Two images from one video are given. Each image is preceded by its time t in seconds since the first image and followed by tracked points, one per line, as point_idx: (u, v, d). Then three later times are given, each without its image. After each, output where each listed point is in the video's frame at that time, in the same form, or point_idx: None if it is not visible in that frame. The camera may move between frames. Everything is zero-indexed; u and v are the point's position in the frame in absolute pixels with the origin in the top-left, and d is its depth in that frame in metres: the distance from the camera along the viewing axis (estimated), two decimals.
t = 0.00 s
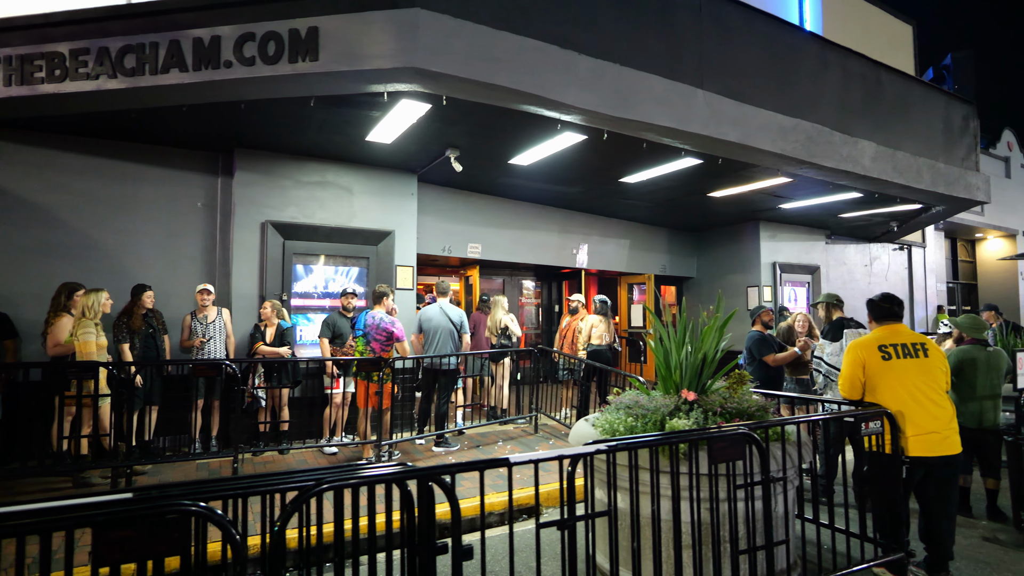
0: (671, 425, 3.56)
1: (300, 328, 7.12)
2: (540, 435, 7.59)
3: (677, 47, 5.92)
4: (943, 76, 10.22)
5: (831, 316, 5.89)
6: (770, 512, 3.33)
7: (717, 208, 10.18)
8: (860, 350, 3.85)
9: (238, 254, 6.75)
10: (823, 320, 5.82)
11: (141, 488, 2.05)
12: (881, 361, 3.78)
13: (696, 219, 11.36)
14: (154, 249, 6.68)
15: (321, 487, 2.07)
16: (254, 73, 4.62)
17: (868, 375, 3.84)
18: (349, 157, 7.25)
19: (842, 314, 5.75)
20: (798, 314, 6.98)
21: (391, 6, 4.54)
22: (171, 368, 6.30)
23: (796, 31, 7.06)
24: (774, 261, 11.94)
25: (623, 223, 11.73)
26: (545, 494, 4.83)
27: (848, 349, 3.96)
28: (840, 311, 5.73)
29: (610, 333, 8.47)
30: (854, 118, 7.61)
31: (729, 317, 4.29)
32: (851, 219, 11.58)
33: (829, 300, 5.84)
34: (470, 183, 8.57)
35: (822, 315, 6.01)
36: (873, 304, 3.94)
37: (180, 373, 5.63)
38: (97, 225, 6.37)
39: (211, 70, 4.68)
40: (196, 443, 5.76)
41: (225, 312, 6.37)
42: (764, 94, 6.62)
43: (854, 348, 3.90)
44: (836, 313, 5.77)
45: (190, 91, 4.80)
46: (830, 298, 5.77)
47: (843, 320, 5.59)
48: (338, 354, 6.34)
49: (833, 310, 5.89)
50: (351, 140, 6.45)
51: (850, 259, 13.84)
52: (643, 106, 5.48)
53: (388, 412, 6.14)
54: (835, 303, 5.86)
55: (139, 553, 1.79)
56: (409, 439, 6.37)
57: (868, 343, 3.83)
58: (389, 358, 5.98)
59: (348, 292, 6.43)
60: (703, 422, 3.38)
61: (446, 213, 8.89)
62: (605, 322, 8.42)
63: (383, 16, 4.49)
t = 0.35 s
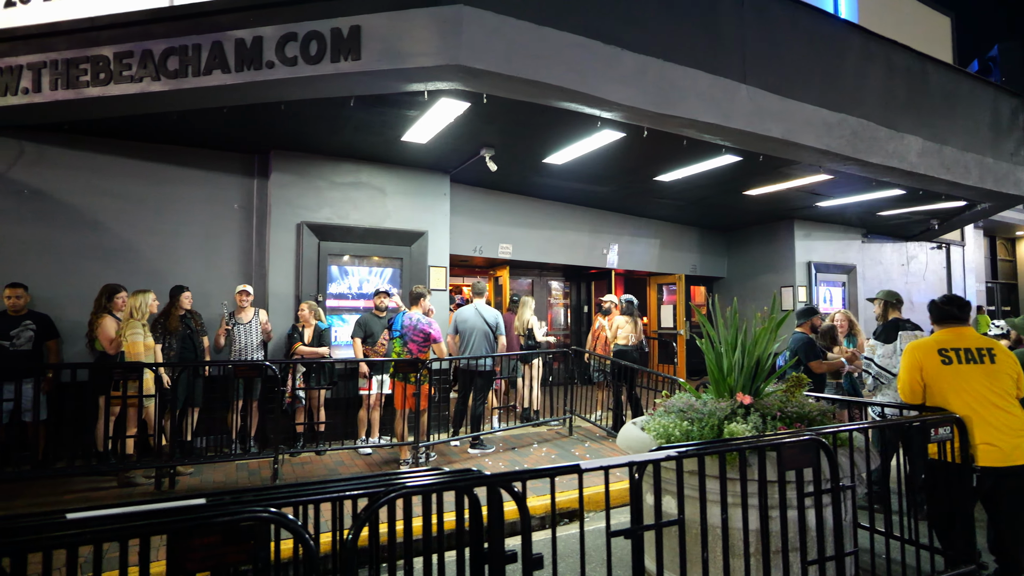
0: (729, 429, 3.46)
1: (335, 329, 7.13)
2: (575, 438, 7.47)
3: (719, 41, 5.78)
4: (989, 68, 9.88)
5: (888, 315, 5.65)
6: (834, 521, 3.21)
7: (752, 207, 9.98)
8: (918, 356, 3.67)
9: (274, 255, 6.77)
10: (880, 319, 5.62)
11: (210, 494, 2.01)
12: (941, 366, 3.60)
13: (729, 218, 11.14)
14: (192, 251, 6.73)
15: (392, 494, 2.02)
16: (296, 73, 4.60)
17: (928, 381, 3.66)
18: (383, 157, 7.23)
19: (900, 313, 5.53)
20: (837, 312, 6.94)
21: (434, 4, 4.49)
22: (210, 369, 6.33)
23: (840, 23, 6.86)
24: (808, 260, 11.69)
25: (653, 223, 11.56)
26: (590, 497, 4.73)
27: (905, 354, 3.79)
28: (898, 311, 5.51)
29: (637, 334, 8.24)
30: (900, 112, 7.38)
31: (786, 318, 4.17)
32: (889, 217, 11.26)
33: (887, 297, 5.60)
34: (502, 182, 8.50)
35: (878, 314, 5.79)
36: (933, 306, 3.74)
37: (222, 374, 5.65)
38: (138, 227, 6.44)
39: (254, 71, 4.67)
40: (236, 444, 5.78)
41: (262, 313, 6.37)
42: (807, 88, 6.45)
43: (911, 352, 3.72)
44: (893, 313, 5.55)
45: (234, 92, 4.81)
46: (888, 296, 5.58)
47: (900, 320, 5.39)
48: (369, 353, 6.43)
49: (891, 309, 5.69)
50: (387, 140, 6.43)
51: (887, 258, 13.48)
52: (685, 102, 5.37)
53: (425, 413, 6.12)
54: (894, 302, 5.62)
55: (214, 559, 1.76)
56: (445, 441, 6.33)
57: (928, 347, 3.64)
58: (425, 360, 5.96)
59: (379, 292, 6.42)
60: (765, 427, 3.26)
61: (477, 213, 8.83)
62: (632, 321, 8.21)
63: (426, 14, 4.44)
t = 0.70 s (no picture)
0: (788, 430, 3.31)
1: (364, 327, 7.07)
2: (607, 438, 7.32)
3: (760, 29, 5.60)
4: None
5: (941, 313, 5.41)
6: (904, 528, 3.03)
7: (784, 202, 9.74)
8: (990, 354, 3.49)
9: (304, 252, 6.72)
10: (931, 319, 5.40)
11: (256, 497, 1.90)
12: (1015, 365, 3.42)
13: (759, 215, 10.90)
14: (222, 249, 6.70)
15: (453, 502, 1.90)
16: (331, 66, 4.53)
17: (999, 381, 3.48)
18: (411, 154, 7.15)
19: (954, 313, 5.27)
20: (877, 308, 6.47)
21: None
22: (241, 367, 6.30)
23: (882, 10, 6.63)
24: (841, 257, 11.39)
25: (680, 220, 11.35)
26: (630, 500, 4.57)
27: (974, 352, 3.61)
28: (953, 309, 5.26)
29: (664, 333, 8.03)
30: (943, 102, 7.12)
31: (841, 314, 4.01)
32: (926, 212, 10.94)
33: (939, 296, 5.34)
34: (530, 179, 8.37)
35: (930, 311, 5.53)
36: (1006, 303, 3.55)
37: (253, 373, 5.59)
38: (169, 225, 6.43)
39: (287, 65, 4.61)
40: (267, 443, 5.72)
41: (291, 309, 6.28)
42: (849, 78, 6.23)
43: (981, 350, 3.54)
44: (948, 311, 5.30)
45: (267, 86, 4.75)
46: (940, 295, 5.31)
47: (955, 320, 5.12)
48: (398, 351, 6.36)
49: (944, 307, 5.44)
50: (416, 136, 6.34)
51: (921, 255, 13.11)
52: (726, 92, 5.20)
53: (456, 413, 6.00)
54: (946, 300, 5.39)
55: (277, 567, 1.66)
56: (477, 441, 6.23)
57: (1001, 345, 3.46)
58: (458, 358, 5.87)
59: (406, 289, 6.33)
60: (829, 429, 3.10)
61: (504, 211, 8.72)
62: (659, 321, 8.04)
63: (462, 4, 4.34)
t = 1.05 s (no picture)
0: (850, 438, 3.16)
1: (390, 328, 6.99)
2: (637, 442, 7.16)
3: (800, 21, 5.42)
4: None
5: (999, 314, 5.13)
6: (981, 544, 2.86)
7: (815, 200, 9.50)
8: None
9: (331, 253, 6.65)
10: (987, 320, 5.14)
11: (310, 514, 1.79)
12: None
13: (787, 213, 10.65)
14: (249, 249, 6.66)
15: (521, 520, 1.76)
16: (364, 63, 4.44)
17: None
18: (437, 154, 7.07)
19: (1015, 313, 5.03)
20: (917, 308, 6.10)
21: None
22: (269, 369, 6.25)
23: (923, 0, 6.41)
24: (873, 256, 11.11)
25: (706, 218, 11.14)
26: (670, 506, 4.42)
27: None
28: (1013, 310, 4.99)
29: (694, 335, 7.85)
30: (988, 95, 6.87)
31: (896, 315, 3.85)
32: (962, 210, 10.62)
33: (1000, 297, 5.02)
34: (556, 177, 8.24)
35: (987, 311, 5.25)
36: None
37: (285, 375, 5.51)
38: (198, 226, 6.41)
39: (320, 62, 4.53)
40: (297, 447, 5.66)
41: (319, 310, 6.22)
42: (891, 71, 6.03)
43: None
44: (1008, 313, 5.03)
45: (299, 85, 4.69)
46: (1000, 296, 5.01)
47: (1009, 321, 4.85)
48: (425, 354, 6.19)
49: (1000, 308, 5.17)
50: (445, 135, 6.25)
51: (954, 254, 12.75)
52: (768, 87, 5.04)
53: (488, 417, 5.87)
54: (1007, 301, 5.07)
55: None
56: (506, 446, 6.11)
57: None
58: (489, 360, 5.76)
59: (432, 290, 6.18)
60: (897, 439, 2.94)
61: (529, 210, 8.60)
62: (688, 323, 7.80)
63: None
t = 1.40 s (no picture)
0: (900, 441, 3.08)
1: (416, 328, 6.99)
2: (665, 443, 7.09)
3: (835, 15, 5.32)
4: None
5: None
6: None
7: (843, 197, 9.32)
8: None
9: (358, 253, 6.66)
10: None
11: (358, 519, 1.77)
12: None
13: (814, 211, 10.47)
14: (278, 249, 6.70)
15: (584, 525, 1.73)
16: (396, 63, 4.42)
17: None
18: (462, 154, 7.05)
19: None
20: (963, 309, 5.84)
21: None
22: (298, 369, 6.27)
23: None
24: (902, 255, 10.89)
25: (730, 217, 11.00)
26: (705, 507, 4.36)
27: None
28: None
29: (721, 334, 7.76)
30: None
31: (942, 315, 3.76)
32: (995, 207, 10.38)
33: None
34: (581, 176, 8.19)
35: None
36: None
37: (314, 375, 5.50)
38: (227, 227, 6.46)
39: (352, 63, 4.53)
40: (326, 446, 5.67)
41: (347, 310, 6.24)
42: (928, 64, 5.89)
43: None
44: None
45: (331, 85, 4.70)
46: None
47: None
48: (451, 354, 6.16)
49: None
50: (472, 134, 6.23)
51: (986, 252, 12.45)
52: (804, 82, 4.95)
53: (515, 417, 5.83)
54: None
55: None
56: (533, 446, 6.07)
57: None
58: (517, 360, 5.73)
59: (453, 290, 6.13)
60: (954, 442, 2.85)
61: (553, 209, 8.55)
62: (716, 322, 7.74)
63: None
